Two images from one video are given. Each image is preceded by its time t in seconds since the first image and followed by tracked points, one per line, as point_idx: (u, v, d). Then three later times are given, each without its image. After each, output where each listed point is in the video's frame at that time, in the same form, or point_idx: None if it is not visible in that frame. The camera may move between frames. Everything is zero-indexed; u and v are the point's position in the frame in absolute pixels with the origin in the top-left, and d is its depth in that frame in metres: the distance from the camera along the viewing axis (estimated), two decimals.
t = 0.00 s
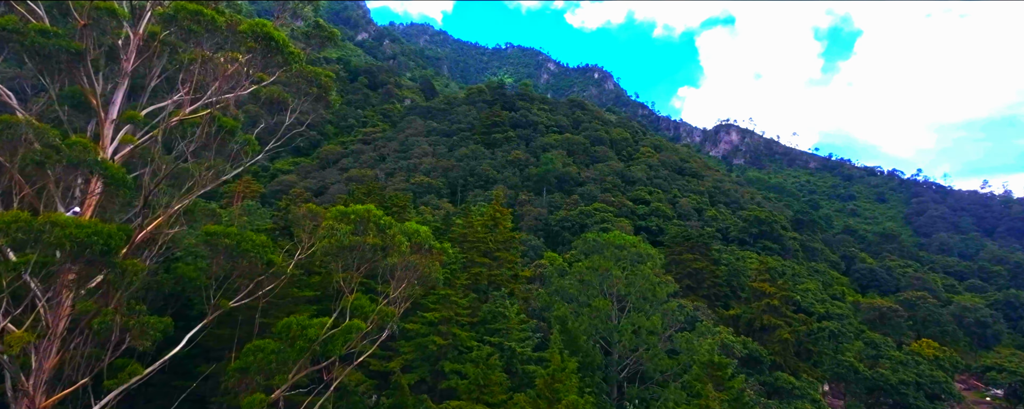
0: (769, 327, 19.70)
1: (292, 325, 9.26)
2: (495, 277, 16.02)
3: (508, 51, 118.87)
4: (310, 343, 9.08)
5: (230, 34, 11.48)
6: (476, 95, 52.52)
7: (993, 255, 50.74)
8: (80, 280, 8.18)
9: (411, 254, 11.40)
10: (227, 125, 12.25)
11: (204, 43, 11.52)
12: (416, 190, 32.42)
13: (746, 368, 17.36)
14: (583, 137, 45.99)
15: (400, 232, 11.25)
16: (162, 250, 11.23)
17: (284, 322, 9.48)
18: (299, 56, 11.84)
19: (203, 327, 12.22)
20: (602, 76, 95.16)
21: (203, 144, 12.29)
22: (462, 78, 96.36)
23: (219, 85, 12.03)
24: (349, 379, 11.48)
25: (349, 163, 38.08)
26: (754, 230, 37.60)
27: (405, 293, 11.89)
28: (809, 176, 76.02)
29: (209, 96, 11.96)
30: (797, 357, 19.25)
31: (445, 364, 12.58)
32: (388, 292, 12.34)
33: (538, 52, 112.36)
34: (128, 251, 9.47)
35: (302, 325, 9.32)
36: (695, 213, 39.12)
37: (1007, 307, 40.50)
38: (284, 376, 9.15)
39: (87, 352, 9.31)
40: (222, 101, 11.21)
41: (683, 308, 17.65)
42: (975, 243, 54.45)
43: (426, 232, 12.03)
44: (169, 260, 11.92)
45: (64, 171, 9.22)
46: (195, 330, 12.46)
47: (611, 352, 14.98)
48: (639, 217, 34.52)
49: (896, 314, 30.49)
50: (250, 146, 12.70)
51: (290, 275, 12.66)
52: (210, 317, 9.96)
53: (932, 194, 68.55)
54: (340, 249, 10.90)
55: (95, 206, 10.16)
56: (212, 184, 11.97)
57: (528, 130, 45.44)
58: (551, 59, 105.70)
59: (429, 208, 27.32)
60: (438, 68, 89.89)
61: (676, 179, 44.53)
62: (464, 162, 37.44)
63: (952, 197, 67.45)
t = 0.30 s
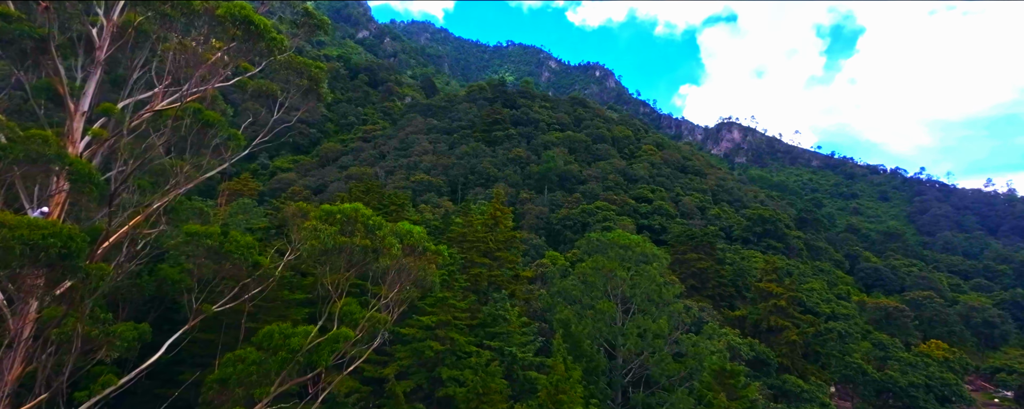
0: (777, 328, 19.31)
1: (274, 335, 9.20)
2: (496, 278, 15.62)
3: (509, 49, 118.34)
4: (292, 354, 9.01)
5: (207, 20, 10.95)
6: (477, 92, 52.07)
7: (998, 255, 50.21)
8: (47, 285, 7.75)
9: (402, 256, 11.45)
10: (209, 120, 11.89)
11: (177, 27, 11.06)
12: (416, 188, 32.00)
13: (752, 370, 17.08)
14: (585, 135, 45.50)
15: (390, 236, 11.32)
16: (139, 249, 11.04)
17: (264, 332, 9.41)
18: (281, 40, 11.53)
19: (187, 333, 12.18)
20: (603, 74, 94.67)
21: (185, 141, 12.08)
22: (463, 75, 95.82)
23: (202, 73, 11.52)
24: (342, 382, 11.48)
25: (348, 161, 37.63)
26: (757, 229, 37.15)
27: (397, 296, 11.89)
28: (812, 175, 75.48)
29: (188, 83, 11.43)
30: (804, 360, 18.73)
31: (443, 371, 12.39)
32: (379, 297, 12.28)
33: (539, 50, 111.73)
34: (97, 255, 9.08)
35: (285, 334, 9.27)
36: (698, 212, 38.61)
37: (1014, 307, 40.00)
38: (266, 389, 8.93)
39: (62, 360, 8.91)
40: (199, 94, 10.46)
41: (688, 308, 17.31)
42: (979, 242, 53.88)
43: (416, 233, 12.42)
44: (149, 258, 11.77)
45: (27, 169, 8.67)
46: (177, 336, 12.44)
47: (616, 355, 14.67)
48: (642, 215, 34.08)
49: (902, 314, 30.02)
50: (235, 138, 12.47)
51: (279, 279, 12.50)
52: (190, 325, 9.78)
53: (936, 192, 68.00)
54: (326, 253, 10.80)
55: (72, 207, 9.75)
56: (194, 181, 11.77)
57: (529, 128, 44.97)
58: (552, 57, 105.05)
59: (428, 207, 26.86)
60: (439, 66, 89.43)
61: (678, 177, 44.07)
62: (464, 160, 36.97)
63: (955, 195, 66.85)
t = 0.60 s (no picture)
0: (784, 328, 19.03)
1: (255, 345, 9.09)
2: (496, 278, 15.24)
3: (509, 46, 117.83)
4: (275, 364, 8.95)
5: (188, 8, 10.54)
6: (477, 89, 51.63)
7: (1003, 253, 49.71)
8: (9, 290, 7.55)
9: (393, 259, 11.23)
10: (188, 110, 11.70)
11: (152, 8, 10.42)
12: (417, 185, 31.63)
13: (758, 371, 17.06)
14: (586, 131, 45.06)
15: (380, 237, 11.00)
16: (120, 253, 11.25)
17: (245, 340, 9.31)
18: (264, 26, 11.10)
19: (169, 338, 12.19)
20: (604, 71, 94.23)
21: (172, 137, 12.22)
22: (464, 73, 95.44)
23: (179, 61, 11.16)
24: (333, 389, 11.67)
25: (348, 158, 37.28)
26: (761, 227, 36.77)
27: (391, 296, 11.86)
28: (814, 172, 74.89)
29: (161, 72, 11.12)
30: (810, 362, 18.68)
31: (442, 376, 12.54)
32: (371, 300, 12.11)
33: (541, 47, 111.23)
34: (61, 261, 9.15)
35: (265, 344, 9.14)
36: (701, 209, 38.10)
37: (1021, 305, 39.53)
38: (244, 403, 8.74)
39: (37, 366, 8.65)
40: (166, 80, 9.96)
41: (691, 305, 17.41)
42: (983, 240, 53.07)
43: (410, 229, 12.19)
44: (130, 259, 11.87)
45: None
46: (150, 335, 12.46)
47: (619, 358, 15.07)
48: (644, 213, 33.68)
49: (909, 313, 29.59)
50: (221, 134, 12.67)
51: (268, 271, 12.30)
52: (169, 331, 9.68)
53: (939, 190, 67.45)
54: (311, 254, 10.54)
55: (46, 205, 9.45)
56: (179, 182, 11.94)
57: (530, 125, 44.54)
58: (553, 54, 104.51)
59: (427, 205, 26.50)
60: (439, 63, 88.96)
61: (681, 175, 43.64)
62: (465, 157, 36.58)
63: (958, 193, 66.15)
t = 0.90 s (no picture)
0: (789, 331, 19.44)
1: (229, 358, 9.10)
2: (495, 280, 15.58)
3: (509, 45, 117.39)
4: (250, 379, 8.90)
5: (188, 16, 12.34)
6: (476, 87, 51.18)
7: (1005, 252, 49.26)
8: None
9: (380, 263, 11.21)
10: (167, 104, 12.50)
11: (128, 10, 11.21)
12: (416, 184, 31.29)
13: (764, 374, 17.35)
14: (586, 130, 44.62)
15: (365, 241, 10.94)
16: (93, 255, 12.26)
17: (217, 353, 9.36)
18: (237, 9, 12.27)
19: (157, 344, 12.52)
20: (604, 71, 93.95)
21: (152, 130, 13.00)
22: (464, 71, 94.96)
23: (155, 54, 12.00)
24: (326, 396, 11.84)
25: (347, 157, 36.95)
26: (763, 227, 36.48)
27: (382, 302, 11.83)
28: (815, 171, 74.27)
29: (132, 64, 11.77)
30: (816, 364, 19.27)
31: (436, 387, 12.32)
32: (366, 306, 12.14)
33: (541, 46, 110.73)
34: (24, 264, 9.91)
35: (240, 358, 9.16)
36: (702, 209, 37.61)
37: None
38: None
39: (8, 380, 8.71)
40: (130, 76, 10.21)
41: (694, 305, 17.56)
42: (984, 239, 52.19)
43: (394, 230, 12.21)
44: (111, 262, 12.62)
45: None
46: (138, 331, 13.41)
47: (623, 363, 15.23)
48: (645, 213, 33.31)
49: (912, 315, 29.20)
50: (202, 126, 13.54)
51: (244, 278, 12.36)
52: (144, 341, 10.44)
53: (939, 190, 66.91)
54: (290, 259, 10.61)
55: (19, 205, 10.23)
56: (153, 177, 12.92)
57: (530, 123, 44.16)
58: (553, 53, 104.07)
59: (426, 205, 26.07)
60: (439, 62, 88.55)
61: (682, 174, 43.26)
62: (464, 156, 36.23)
63: (958, 193, 65.22)
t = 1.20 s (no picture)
0: (794, 334, 19.69)
1: (196, 375, 10.24)
2: (494, 283, 17.20)
3: (508, 44, 116.80)
4: (219, 398, 10.02)
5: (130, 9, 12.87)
6: (475, 86, 50.76)
7: (1008, 253, 48.71)
8: None
9: (367, 270, 12.42)
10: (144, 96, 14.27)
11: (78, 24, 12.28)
12: (414, 184, 30.96)
13: (770, 379, 17.70)
14: (586, 130, 44.18)
15: (346, 247, 12.06)
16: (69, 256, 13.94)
17: (184, 370, 10.39)
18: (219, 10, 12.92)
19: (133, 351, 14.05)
20: (603, 71, 93.51)
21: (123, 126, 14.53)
22: (464, 71, 94.38)
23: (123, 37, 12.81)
24: (316, 406, 13.01)
25: (344, 156, 36.56)
26: (764, 228, 36.15)
27: (374, 306, 13.05)
28: (817, 170, 73.62)
29: (96, 53, 13.28)
30: (821, 368, 19.44)
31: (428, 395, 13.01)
32: (359, 312, 13.29)
33: (541, 46, 110.12)
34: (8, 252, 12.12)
35: (208, 376, 10.31)
36: (704, 208, 37.14)
37: None
38: None
39: None
40: (109, 52, 11.45)
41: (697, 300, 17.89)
42: (986, 240, 51.42)
43: (379, 230, 13.44)
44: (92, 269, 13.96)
45: None
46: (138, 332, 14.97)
47: (626, 371, 16.20)
48: (646, 213, 32.92)
49: (917, 316, 28.80)
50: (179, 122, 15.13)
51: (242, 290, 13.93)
52: (109, 352, 12.13)
53: (943, 188, 66.09)
54: (268, 269, 11.86)
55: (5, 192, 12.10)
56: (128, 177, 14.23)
57: (529, 123, 43.79)
58: (553, 53, 103.54)
59: (426, 204, 25.69)
60: (438, 62, 88.11)
61: (683, 174, 42.83)
62: (462, 155, 35.90)
63: (959, 194, 64.19)
